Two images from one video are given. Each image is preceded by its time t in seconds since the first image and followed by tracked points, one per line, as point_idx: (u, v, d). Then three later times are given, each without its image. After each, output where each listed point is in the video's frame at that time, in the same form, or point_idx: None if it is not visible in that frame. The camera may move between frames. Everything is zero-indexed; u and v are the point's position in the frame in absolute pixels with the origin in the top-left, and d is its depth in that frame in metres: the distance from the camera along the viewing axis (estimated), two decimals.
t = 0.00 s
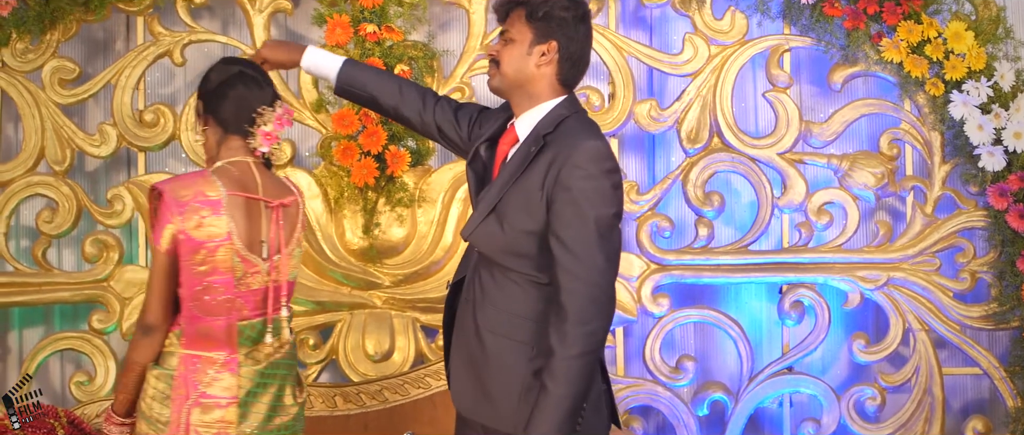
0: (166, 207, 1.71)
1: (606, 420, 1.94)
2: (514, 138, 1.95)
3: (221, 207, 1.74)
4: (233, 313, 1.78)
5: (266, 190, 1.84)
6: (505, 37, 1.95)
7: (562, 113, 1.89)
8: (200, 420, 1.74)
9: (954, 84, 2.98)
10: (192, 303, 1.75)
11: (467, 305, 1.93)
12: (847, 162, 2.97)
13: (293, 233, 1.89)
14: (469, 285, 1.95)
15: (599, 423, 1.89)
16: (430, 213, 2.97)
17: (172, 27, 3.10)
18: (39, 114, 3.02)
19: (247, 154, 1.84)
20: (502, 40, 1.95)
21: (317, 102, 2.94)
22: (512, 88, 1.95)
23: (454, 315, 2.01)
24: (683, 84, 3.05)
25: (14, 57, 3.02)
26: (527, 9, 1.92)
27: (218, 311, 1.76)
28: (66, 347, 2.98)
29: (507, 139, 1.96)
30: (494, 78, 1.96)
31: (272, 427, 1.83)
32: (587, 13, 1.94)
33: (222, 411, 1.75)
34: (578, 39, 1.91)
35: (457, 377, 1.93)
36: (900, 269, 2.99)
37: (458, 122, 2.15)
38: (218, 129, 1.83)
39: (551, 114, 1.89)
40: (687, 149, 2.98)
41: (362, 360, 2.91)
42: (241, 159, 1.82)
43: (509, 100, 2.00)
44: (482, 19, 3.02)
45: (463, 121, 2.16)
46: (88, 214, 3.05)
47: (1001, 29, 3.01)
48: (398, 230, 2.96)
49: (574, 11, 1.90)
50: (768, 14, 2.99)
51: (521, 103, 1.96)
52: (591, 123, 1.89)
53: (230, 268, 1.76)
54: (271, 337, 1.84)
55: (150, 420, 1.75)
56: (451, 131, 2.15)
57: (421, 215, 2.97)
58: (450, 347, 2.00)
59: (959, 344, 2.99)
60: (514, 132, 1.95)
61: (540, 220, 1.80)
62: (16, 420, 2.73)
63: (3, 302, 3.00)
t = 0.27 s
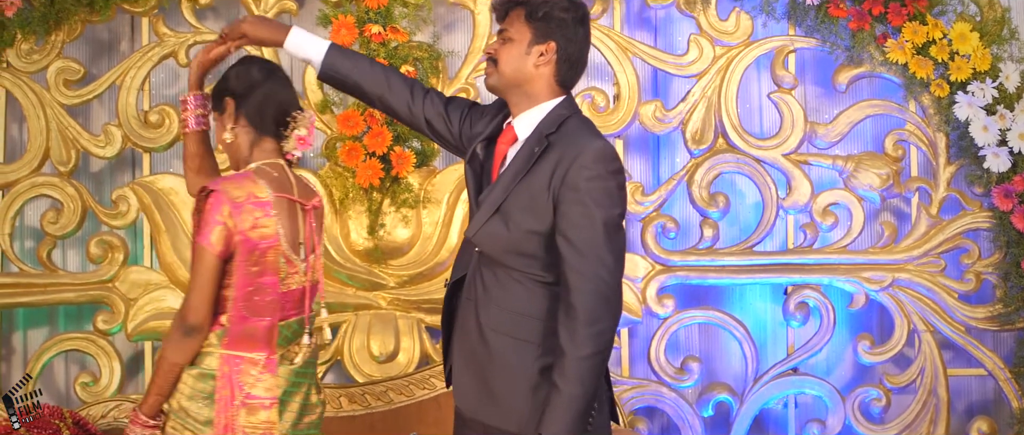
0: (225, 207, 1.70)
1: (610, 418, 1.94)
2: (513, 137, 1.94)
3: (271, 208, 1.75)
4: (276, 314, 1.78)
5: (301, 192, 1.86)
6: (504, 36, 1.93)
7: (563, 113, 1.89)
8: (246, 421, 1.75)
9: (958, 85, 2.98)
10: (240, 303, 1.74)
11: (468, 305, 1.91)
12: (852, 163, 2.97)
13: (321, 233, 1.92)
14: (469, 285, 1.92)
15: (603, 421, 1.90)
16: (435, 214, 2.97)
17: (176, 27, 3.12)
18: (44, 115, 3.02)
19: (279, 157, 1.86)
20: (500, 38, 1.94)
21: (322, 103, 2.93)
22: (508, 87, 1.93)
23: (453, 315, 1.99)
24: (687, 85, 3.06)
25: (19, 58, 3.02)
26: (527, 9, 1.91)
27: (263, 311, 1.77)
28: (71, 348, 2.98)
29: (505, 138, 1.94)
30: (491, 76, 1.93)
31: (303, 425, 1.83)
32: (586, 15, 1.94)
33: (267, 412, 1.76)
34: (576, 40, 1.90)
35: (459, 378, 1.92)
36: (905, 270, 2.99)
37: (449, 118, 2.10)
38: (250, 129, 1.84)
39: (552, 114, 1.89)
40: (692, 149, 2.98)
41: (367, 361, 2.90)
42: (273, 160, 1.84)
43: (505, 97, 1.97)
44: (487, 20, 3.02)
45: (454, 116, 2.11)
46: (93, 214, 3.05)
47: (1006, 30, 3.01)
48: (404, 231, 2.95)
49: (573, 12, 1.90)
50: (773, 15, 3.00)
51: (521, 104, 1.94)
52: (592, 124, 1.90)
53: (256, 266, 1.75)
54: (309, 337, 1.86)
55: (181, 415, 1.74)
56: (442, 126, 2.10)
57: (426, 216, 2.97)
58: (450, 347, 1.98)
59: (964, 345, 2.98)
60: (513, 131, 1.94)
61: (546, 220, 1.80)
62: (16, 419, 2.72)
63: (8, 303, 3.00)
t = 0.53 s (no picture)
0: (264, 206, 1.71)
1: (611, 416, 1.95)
2: (513, 137, 1.93)
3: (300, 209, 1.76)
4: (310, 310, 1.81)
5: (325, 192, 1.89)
6: (503, 36, 1.93)
7: (565, 114, 1.89)
8: (286, 419, 1.76)
9: (963, 87, 2.98)
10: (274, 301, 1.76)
11: (469, 304, 1.90)
12: (856, 164, 2.97)
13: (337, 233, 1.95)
14: (471, 285, 1.91)
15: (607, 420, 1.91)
16: (439, 214, 2.97)
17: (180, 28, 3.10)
18: (48, 115, 3.01)
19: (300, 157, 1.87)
20: (500, 39, 1.94)
21: (326, 103, 2.93)
22: (508, 88, 1.93)
23: (452, 314, 1.98)
24: (691, 86, 3.07)
25: (23, 58, 3.02)
26: (527, 9, 1.91)
27: (300, 308, 1.79)
28: (75, 349, 2.98)
29: (506, 138, 1.93)
30: (491, 76, 1.93)
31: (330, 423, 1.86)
32: (585, 16, 1.94)
33: (304, 409, 1.78)
34: (576, 41, 1.91)
35: (461, 378, 1.90)
36: (909, 271, 2.99)
37: (446, 114, 2.08)
38: (281, 129, 1.83)
39: (554, 114, 1.89)
40: (696, 150, 2.98)
41: (371, 363, 2.91)
42: (298, 159, 1.85)
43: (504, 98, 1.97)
44: (490, 21, 3.02)
45: (451, 112, 2.09)
46: (97, 214, 3.05)
47: (1010, 31, 3.01)
48: (407, 231, 2.96)
49: (573, 13, 1.91)
50: (777, 16, 2.99)
51: (521, 103, 1.93)
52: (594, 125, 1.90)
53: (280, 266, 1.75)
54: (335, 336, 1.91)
55: (215, 414, 1.74)
56: (439, 122, 2.08)
57: (430, 216, 2.97)
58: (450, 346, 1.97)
59: (968, 346, 2.98)
60: (513, 131, 1.93)
61: (550, 220, 1.80)
62: (15, 420, 2.70)
63: (13, 303, 3.00)
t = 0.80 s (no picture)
0: (313, 201, 1.71)
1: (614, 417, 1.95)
2: (516, 137, 1.92)
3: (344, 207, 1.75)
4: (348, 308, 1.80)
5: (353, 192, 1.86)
6: (505, 37, 1.93)
7: (568, 114, 1.89)
8: (333, 416, 1.74)
9: (968, 87, 2.98)
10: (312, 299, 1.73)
11: (471, 303, 1.89)
12: (861, 164, 2.97)
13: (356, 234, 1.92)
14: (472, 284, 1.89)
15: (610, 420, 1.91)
16: (444, 215, 2.98)
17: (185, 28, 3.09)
18: (53, 116, 3.01)
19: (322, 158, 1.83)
20: (501, 40, 1.93)
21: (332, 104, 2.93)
22: (510, 89, 1.92)
23: (452, 314, 1.96)
24: (696, 87, 3.07)
25: (28, 59, 3.02)
26: (529, 9, 1.91)
27: (338, 305, 1.77)
28: (80, 350, 2.98)
29: (509, 138, 1.92)
30: (493, 77, 1.93)
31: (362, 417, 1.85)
32: (587, 16, 1.94)
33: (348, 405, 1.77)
34: (579, 42, 1.91)
35: (462, 379, 1.88)
36: (914, 272, 2.99)
37: (452, 109, 2.09)
38: (310, 128, 1.80)
39: (558, 115, 1.89)
40: (701, 151, 2.98)
41: (377, 363, 2.92)
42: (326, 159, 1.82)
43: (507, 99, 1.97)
44: (495, 21, 3.02)
45: (455, 107, 2.10)
46: (101, 215, 3.05)
47: (1015, 32, 3.01)
48: (412, 232, 2.96)
49: (574, 13, 1.91)
50: (782, 17, 2.99)
51: (525, 104, 1.93)
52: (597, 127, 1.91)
53: (321, 264, 1.73)
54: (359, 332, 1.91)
55: (262, 412, 1.70)
56: (444, 117, 2.09)
57: (435, 217, 2.98)
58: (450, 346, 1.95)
59: (973, 347, 2.98)
60: (516, 131, 1.92)
61: (554, 221, 1.80)
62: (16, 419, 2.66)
63: (17, 304, 3.00)
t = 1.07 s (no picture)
0: (357, 202, 1.65)
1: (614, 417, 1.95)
2: (520, 138, 1.92)
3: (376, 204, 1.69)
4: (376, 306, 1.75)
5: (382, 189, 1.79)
6: (509, 39, 1.93)
7: (573, 117, 1.90)
8: (375, 413, 1.71)
9: (972, 88, 2.98)
10: (345, 299, 1.66)
11: (473, 304, 1.88)
12: (866, 166, 2.97)
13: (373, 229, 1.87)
14: (474, 285, 1.89)
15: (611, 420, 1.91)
16: (448, 216, 2.97)
17: (189, 28, 3.10)
18: (57, 116, 3.01)
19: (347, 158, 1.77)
20: (506, 42, 1.93)
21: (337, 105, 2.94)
22: (516, 93, 1.93)
23: (454, 315, 1.96)
24: (701, 88, 3.06)
25: (33, 59, 3.02)
26: (532, 12, 1.92)
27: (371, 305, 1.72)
28: (84, 350, 2.98)
29: (514, 139, 1.93)
30: (498, 81, 1.93)
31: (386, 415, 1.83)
32: (591, 19, 1.95)
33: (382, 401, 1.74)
34: (582, 43, 1.92)
35: (464, 380, 1.88)
36: (919, 272, 2.99)
37: (460, 111, 2.09)
38: (335, 134, 1.75)
39: (562, 117, 1.89)
40: (705, 152, 2.98)
41: (382, 364, 2.93)
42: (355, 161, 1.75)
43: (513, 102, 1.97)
44: (499, 22, 3.02)
45: (464, 108, 2.10)
46: (106, 215, 3.05)
47: (1019, 33, 3.01)
48: (417, 233, 2.97)
49: (578, 15, 1.92)
50: (787, 17, 2.99)
51: (530, 106, 1.93)
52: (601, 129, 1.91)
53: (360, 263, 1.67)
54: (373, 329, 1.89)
55: (306, 410, 1.63)
56: (452, 118, 2.09)
57: (439, 218, 2.97)
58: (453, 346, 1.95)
59: (978, 348, 2.98)
60: (521, 132, 1.92)
61: (557, 224, 1.79)
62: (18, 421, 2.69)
63: (22, 305, 3.00)
